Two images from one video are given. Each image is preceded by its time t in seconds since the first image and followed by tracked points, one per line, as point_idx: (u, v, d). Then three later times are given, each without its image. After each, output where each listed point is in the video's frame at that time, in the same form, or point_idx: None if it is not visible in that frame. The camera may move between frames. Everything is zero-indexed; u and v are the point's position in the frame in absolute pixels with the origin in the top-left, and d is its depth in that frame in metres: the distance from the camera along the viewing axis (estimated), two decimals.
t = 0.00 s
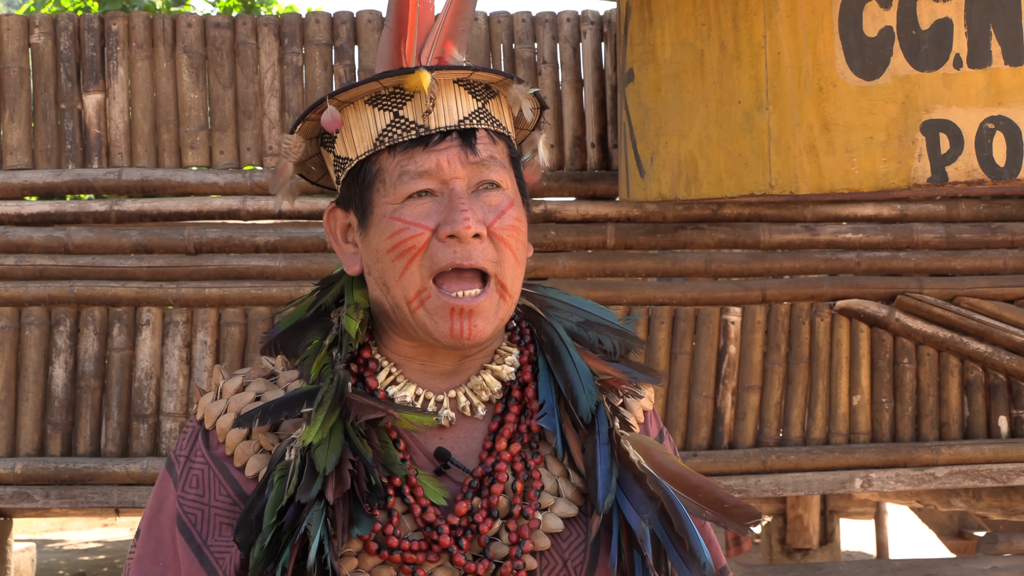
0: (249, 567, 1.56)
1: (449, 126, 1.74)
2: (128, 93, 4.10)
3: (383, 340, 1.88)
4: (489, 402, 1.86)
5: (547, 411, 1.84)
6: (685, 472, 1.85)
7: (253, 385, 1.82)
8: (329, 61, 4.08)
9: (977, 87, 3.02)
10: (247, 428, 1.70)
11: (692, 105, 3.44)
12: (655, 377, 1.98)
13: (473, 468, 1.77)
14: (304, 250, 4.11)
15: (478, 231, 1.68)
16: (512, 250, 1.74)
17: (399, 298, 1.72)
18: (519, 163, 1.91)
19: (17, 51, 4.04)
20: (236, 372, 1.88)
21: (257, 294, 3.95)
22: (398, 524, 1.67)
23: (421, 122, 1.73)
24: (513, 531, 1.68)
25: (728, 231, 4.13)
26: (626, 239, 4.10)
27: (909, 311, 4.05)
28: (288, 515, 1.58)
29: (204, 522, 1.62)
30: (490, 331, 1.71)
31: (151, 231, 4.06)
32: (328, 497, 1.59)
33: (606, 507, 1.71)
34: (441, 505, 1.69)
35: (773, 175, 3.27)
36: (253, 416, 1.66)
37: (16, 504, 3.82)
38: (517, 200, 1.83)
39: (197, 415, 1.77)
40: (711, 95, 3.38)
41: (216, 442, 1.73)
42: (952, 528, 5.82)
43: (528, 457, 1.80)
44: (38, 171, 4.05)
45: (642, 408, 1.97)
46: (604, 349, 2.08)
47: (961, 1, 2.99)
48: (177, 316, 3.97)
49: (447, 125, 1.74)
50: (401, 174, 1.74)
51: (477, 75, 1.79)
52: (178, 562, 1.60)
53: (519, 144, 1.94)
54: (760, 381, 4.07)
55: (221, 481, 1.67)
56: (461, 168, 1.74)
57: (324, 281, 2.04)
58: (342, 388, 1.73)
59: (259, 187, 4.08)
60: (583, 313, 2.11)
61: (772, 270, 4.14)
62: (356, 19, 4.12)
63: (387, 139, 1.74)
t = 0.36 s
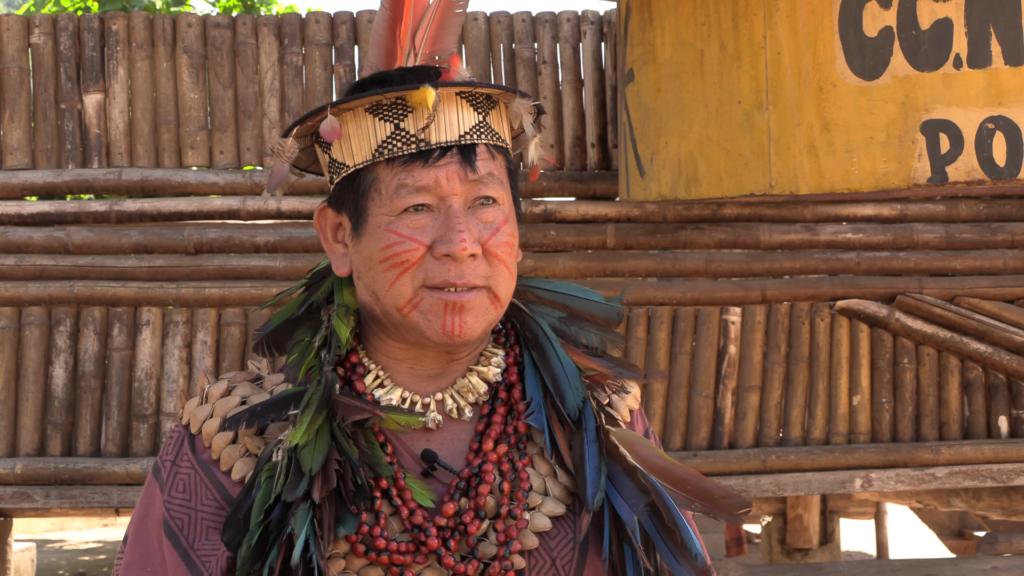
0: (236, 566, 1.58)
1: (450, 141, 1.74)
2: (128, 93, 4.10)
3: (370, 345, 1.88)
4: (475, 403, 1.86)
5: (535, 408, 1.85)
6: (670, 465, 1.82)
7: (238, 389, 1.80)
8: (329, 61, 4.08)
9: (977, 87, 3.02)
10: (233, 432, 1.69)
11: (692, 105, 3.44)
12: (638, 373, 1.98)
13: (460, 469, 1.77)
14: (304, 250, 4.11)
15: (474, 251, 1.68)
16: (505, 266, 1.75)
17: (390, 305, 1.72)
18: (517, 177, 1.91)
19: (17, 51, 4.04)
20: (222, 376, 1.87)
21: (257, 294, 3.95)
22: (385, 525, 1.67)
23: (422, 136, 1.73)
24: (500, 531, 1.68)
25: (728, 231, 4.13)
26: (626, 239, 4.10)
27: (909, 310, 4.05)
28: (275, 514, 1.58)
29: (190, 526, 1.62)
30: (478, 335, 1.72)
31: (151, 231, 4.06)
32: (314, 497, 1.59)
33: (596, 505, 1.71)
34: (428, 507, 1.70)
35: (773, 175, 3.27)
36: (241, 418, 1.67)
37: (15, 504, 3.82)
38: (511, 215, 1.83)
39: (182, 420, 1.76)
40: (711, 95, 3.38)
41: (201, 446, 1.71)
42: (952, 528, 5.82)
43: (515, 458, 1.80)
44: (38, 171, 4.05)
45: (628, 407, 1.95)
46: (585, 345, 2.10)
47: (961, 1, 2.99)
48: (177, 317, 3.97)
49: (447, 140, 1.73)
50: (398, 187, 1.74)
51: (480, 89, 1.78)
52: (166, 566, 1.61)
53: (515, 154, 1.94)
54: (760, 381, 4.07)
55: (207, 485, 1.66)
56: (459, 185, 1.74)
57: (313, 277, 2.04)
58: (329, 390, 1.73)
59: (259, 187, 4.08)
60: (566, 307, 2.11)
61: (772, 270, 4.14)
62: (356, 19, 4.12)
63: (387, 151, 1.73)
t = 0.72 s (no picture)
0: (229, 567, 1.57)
1: (440, 142, 1.73)
2: (128, 93, 4.10)
3: (363, 347, 1.87)
4: (467, 406, 1.86)
5: (523, 415, 1.85)
6: (662, 465, 1.81)
7: (229, 391, 1.79)
8: (329, 61, 4.08)
9: (977, 87, 3.02)
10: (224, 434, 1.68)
11: (692, 105, 3.44)
12: (628, 373, 1.97)
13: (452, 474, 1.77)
14: (304, 250, 4.11)
15: (462, 252, 1.68)
16: (493, 269, 1.75)
17: (379, 306, 1.72)
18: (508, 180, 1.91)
19: (17, 51, 4.05)
20: (213, 378, 1.85)
21: (257, 294, 3.95)
22: (377, 530, 1.67)
23: (412, 136, 1.73)
24: (492, 535, 1.69)
25: (728, 231, 4.13)
26: (626, 239, 4.10)
27: (909, 311, 4.05)
28: (270, 514, 1.59)
29: (181, 529, 1.62)
30: (466, 336, 1.72)
31: (151, 231, 4.06)
32: (308, 499, 1.60)
33: (585, 509, 1.71)
34: (420, 512, 1.69)
35: (773, 175, 3.27)
36: (233, 419, 1.66)
37: (15, 504, 3.82)
38: (502, 217, 1.83)
39: (173, 422, 1.76)
40: (711, 95, 3.39)
41: (192, 449, 1.71)
42: (952, 528, 5.82)
43: (507, 462, 1.80)
44: (38, 171, 4.05)
45: (621, 406, 1.96)
46: (576, 344, 2.09)
47: (961, 1, 3.00)
48: (176, 317, 3.97)
49: (438, 141, 1.73)
50: (388, 187, 1.74)
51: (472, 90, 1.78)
52: (156, 568, 1.60)
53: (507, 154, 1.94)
54: (760, 381, 4.07)
55: (198, 488, 1.66)
56: (449, 186, 1.74)
57: (304, 276, 2.05)
58: (321, 391, 1.73)
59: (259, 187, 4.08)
60: (557, 308, 2.12)
61: (772, 270, 4.14)
62: (356, 19, 4.13)
63: (377, 150, 1.73)
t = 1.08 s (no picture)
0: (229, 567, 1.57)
1: (436, 136, 1.74)
2: (128, 93, 4.10)
3: (361, 344, 1.87)
4: (466, 404, 1.86)
5: (521, 415, 1.84)
6: (664, 466, 1.85)
7: (227, 389, 1.79)
8: (329, 61, 4.09)
9: (977, 87, 3.02)
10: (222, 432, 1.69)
11: (692, 105, 3.43)
12: (629, 374, 2.00)
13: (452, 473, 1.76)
14: (305, 250, 4.11)
15: (457, 246, 1.68)
16: (489, 265, 1.74)
17: (374, 302, 1.72)
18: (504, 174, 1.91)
19: (17, 51, 4.05)
20: (211, 376, 1.86)
21: (257, 294, 3.95)
22: (376, 530, 1.67)
23: (408, 130, 1.73)
24: (491, 535, 1.68)
25: (728, 231, 4.12)
26: (626, 239, 4.10)
27: (909, 311, 4.05)
28: (269, 516, 1.60)
29: (178, 527, 1.61)
30: (461, 334, 1.71)
31: (151, 231, 4.06)
32: (308, 498, 1.60)
33: (583, 510, 1.70)
34: (419, 511, 1.68)
35: (773, 175, 3.27)
36: (231, 417, 1.66)
37: (15, 504, 3.82)
38: (498, 214, 1.83)
39: (171, 420, 1.76)
40: (711, 95, 3.38)
41: (189, 446, 1.71)
42: (952, 528, 5.82)
43: (506, 461, 1.80)
44: (38, 171, 4.05)
45: (620, 404, 1.97)
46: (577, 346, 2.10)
47: (961, 1, 3.00)
48: (177, 317, 3.97)
49: (434, 135, 1.74)
50: (383, 181, 1.74)
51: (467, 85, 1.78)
52: (153, 566, 1.60)
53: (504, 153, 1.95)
54: (760, 381, 4.07)
55: (196, 485, 1.66)
56: (445, 180, 1.74)
57: (303, 278, 2.06)
58: (320, 390, 1.73)
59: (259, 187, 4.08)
60: (558, 309, 2.12)
61: (772, 270, 4.14)
62: (356, 19, 4.13)
63: (373, 144, 1.73)
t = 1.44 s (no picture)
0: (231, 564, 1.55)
1: (439, 126, 1.75)
2: (128, 93, 4.10)
3: (364, 340, 1.87)
4: (469, 400, 1.87)
5: (525, 412, 1.85)
6: (670, 469, 1.85)
7: (231, 385, 1.80)
8: (329, 61, 4.09)
9: (977, 87, 3.02)
10: (227, 427, 1.69)
11: (692, 105, 3.44)
12: (638, 373, 1.99)
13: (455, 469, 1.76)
14: (304, 250, 4.11)
15: (457, 233, 1.68)
16: (488, 257, 1.74)
17: (372, 290, 1.71)
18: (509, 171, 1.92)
19: (17, 51, 4.05)
20: (215, 371, 1.86)
21: (257, 294, 3.95)
22: (379, 525, 1.66)
23: (412, 119, 1.74)
24: (494, 531, 1.69)
25: (728, 231, 4.13)
26: (626, 239, 4.10)
27: (909, 311, 4.05)
28: (270, 513, 1.59)
29: (181, 522, 1.60)
30: (460, 324, 1.71)
31: (151, 231, 4.06)
32: (310, 495, 1.59)
33: (583, 509, 1.69)
34: (422, 507, 1.69)
35: (773, 175, 3.27)
36: (233, 413, 1.67)
37: (15, 504, 3.82)
38: (501, 208, 1.83)
39: (174, 415, 1.76)
40: (711, 95, 3.39)
41: (193, 442, 1.71)
42: (952, 528, 5.82)
43: (509, 456, 1.80)
44: (38, 171, 4.05)
45: (625, 401, 1.98)
46: (586, 345, 2.11)
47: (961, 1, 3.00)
48: (176, 317, 3.96)
49: (437, 125, 1.75)
50: (385, 169, 1.75)
51: (473, 79, 1.80)
52: (155, 563, 1.58)
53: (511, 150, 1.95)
54: (760, 381, 4.07)
55: (199, 481, 1.65)
56: (447, 170, 1.75)
57: (307, 274, 2.05)
58: (324, 386, 1.73)
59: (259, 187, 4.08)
60: (566, 310, 2.13)
61: (772, 270, 4.14)
62: (356, 19, 4.13)
63: (377, 132, 1.75)
